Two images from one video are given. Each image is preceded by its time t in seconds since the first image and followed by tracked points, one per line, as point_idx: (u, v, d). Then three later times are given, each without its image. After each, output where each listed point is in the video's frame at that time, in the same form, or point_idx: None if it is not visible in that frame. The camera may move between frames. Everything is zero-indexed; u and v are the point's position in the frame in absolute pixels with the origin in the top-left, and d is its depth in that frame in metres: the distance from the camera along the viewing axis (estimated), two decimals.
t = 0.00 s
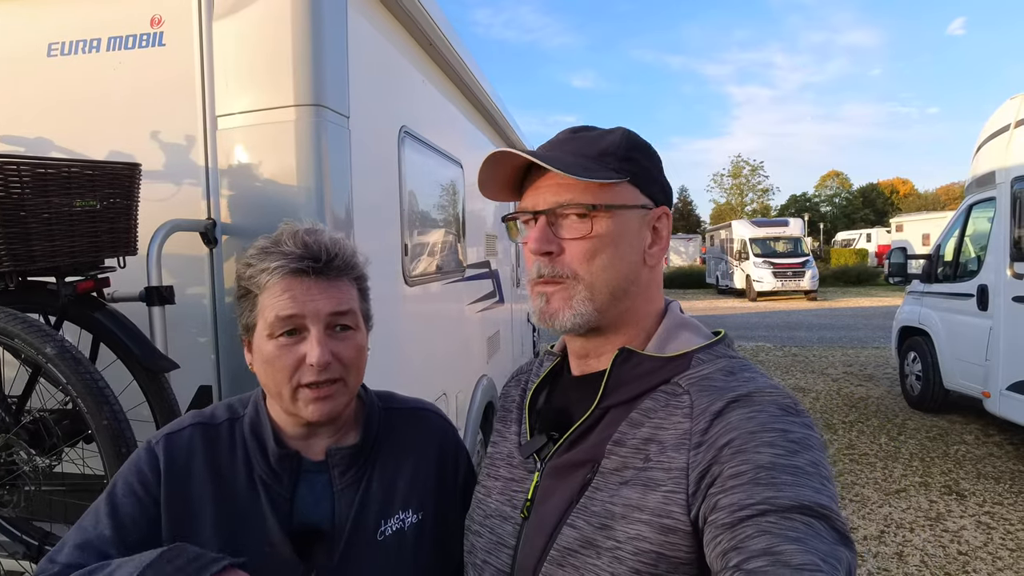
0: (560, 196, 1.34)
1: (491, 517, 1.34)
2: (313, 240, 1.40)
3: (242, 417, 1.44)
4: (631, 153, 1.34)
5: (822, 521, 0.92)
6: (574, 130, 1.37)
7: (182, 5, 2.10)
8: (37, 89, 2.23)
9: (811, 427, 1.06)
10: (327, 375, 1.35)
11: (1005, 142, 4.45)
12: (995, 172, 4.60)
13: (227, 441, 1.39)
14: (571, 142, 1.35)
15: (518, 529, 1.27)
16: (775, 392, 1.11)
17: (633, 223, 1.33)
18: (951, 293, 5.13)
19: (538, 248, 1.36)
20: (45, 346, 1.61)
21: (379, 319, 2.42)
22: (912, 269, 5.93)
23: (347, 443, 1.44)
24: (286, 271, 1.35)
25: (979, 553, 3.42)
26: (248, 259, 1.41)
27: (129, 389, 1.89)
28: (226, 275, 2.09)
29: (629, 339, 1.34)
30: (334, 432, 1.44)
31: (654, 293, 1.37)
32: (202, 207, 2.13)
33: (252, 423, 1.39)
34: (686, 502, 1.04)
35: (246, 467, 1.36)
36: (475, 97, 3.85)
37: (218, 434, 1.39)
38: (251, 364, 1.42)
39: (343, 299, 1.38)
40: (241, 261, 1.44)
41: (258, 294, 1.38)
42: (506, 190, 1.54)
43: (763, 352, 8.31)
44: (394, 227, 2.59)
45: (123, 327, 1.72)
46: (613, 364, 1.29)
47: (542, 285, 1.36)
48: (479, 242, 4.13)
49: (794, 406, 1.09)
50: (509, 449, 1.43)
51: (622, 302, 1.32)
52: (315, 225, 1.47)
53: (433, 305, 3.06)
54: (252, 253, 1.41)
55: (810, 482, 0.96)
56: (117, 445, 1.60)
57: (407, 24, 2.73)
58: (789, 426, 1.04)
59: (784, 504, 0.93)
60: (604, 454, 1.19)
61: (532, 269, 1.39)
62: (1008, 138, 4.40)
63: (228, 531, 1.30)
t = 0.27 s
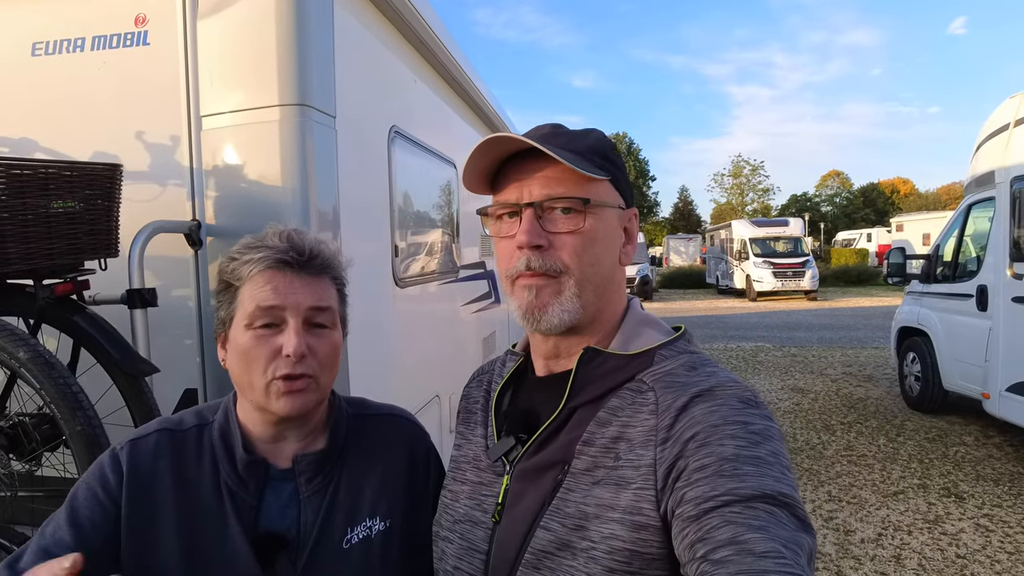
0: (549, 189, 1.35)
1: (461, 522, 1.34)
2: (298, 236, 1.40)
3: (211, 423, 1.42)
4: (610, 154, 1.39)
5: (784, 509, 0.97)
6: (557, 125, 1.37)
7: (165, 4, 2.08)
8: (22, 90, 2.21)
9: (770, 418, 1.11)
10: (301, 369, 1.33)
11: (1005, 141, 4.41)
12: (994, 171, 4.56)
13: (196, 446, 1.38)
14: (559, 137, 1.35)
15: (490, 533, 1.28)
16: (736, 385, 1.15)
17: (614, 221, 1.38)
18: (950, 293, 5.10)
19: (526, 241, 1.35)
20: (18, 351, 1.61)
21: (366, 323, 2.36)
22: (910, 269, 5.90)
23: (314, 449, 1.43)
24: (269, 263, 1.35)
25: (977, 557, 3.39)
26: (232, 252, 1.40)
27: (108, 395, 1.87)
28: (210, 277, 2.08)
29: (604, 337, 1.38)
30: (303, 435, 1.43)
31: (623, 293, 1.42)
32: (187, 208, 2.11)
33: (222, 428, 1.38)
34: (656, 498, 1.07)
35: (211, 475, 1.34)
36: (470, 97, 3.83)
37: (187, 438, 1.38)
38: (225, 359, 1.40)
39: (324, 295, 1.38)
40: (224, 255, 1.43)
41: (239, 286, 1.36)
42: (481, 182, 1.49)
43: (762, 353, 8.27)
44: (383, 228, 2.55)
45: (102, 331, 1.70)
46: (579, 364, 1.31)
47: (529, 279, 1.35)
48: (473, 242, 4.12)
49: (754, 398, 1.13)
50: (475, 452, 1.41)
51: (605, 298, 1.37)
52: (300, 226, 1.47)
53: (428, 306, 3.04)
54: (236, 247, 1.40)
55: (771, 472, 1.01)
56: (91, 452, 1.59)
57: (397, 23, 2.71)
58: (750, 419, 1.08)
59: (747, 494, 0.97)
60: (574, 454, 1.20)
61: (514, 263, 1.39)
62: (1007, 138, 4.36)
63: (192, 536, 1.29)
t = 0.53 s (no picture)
0: (528, 188, 1.40)
1: (439, 525, 1.33)
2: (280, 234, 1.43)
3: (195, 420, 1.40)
4: (583, 153, 1.45)
5: (756, 498, 0.97)
6: (533, 124, 1.42)
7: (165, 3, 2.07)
8: (24, 90, 2.21)
9: (742, 409, 1.13)
10: (281, 358, 1.32)
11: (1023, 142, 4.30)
12: (1012, 173, 4.46)
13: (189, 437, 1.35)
14: (535, 135, 1.39)
15: (470, 535, 1.28)
16: (709, 378, 1.17)
17: (587, 221, 1.44)
18: (967, 297, 4.99)
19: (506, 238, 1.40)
20: (6, 352, 1.62)
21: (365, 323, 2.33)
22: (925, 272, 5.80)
23: (298, 448, 1.41)
24: (252, 258, 1.37)
25: (992, 568, 3.30)
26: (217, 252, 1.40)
27: (101, 395, 1.88)
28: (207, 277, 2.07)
29: (579, 333, 1.44)
30: (284, 434, 1.42)
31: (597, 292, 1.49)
32: (185, 207, 2.09)
33: (207, 426, 1.37)
34: (635, 493, 1.08)
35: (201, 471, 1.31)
36: (475, 97, 3.82)
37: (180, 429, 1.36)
38: (205, 356, 1.39)
39: (306, 287, 1.39)
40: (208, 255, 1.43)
41: (221, 280, 1.37)
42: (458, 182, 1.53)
43: (774, 356, 8.16)
44: (384, 228, 2.53)
45: (95, 332, 1.69)
46: (554, 363, 1.32)
47: (511, 277, 1.41)
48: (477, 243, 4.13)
49: (726, 391, 1.15)
50: (451, 454, 1.42)
51: (581, 295, 1.43)
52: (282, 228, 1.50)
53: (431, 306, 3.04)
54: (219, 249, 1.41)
55: (745, 462, 1.01)
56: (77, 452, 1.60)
57: (400, 22, 2.70)
58: (722, 410, 1.10)
59: (721, 484, 0.98)
60: (551, 452, 1.21)
61: (495, 262, 1.42)
62: None
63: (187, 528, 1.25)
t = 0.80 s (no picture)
0: (515, 196, 1.47)
1: (423, 535, 1.36)
2: (235, 248, 1.41)
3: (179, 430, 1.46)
4: (567, 163, 1.52)
5: (737, 504, 1.02)
6: (518, 135, 1.50)
7: (185, 9, 2.10)
8: (50, 95, 2.27)
9: (723, 417, 1.19)
10: (245, 385, 1.35)
11: None
12: None
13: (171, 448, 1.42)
14: (520, 146, 1.47)
15: (454, 546, 1.31)
16: (691, 387, 1.23)
17: (571, 232, 1.52)
18: (1011, 307, 4.77)
19: (492, 247, 1.47)
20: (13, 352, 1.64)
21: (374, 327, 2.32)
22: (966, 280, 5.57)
23: (280, 458, 1.45)
24: (203, 283, 1.37)
25: None
26: (172, 268, 1.41)
27: (113, 396, 1.92)
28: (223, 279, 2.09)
29: (562, 341, 1.51)
30: (267, 449, 1.45)
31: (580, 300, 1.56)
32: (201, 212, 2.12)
33: (188, 438, 1.42)
34: (619, 503, 1.12)
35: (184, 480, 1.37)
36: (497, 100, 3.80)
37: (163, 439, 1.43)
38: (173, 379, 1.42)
39: (266, 310, 1.39)
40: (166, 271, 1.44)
41: (179, 305, 1.38)
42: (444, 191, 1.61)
43: (805, 365, 7.94)
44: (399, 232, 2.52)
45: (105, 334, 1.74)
46: (539, 372, 1.38)
47: (498, 284, 1.48)
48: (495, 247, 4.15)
49: (707, 399, 1.21)
50: (435, 463, 1.47)
51: (565, 303, 1.50)
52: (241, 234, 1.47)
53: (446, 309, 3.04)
54: (177, 262, 1.42)
55: (724, 469, 1.07)
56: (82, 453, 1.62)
57: (419, 24, 2.69)
58: (703, 418, 1.15)
59: (702, 491, 1.02)
60: (536, 461, 1.26)
61: (482, 270, 1.49)
62: None
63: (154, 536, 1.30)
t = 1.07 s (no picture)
0: (506, 204, 1.47)
1: (416, 541, 1.35)
2: (261, 247, 1.46)
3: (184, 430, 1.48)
4: (557, 172, 1.53)
5: (726, 508, 1.02)
6: (509, 144, 1.50)
7: (210, 17, 2.14)
8: (83, 103, 2.34)
9: (712, 422, 1.19)
10: (262, 381, 1.37)
11: None
12: None
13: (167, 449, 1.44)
14: (511, 154, 1.47)
15: (447, 552, 1.30)
16: (679, 393, 1.23)
17: (563, 238, 1.52)
18: None
19: (483, 255, 1.47)
20: (35, 353, 1.69)
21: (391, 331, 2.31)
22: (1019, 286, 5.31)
23: (285, 465, 1.48)
24: (230, 276, 1.40)
25: None
26: (197, 264, 1.44)
27: (133, 396, 1.98)
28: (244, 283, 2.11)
29: (554, 347, 1.49)
30: (271, 451, 1.47)
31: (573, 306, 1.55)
32: (223, 216, 2.15)
33: (192, 439, 1.45)
34: (609, 509, 1.12)
35: (182, 484, 1.39)
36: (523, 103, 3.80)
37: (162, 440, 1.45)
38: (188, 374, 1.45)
39: (288, 307, 1.42)
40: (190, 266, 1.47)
41: (201, 298, 1.41)
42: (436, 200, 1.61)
43: (845, 373, 7.67)
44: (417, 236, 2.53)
45: (128, 337, 1.81)
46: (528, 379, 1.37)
47: (489, 291, 1.46)
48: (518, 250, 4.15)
49: (696, 404, 1.21)
50: (428, 470, 1.45)
51: (557, 309, 1.49)
52: (264, 234, 1.52)
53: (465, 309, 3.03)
54: (202, 258, 1.45)
55: (714, 473, 1.06)
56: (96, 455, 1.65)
57: (439, 29, 2.69)
58: (693, 423, 1.15)
59: (689, 496, 1.02)
60: (526, 467, 1.25)
61: (472, 277, 1.49)
62: None
63: (156, 541, 1.31)
